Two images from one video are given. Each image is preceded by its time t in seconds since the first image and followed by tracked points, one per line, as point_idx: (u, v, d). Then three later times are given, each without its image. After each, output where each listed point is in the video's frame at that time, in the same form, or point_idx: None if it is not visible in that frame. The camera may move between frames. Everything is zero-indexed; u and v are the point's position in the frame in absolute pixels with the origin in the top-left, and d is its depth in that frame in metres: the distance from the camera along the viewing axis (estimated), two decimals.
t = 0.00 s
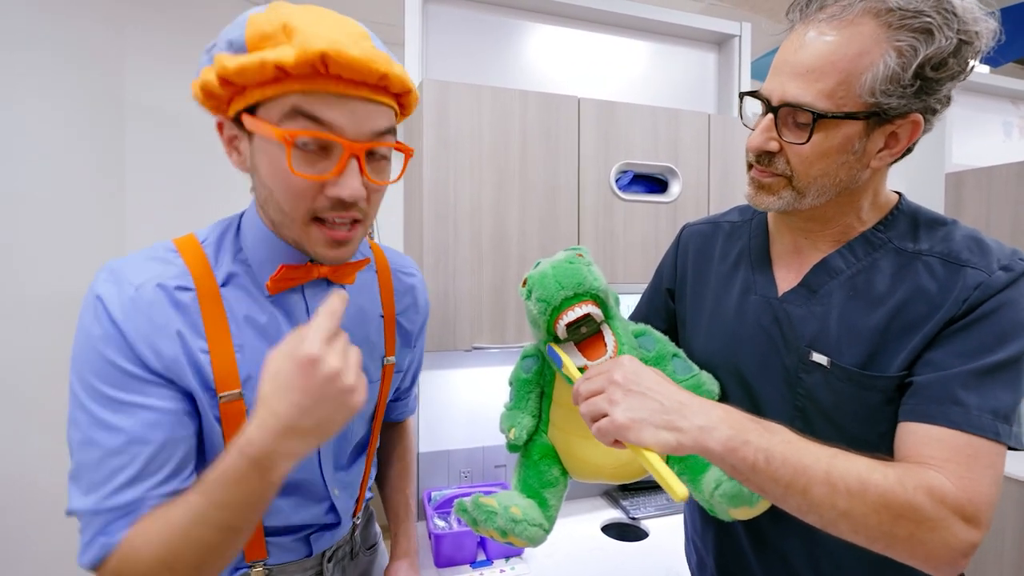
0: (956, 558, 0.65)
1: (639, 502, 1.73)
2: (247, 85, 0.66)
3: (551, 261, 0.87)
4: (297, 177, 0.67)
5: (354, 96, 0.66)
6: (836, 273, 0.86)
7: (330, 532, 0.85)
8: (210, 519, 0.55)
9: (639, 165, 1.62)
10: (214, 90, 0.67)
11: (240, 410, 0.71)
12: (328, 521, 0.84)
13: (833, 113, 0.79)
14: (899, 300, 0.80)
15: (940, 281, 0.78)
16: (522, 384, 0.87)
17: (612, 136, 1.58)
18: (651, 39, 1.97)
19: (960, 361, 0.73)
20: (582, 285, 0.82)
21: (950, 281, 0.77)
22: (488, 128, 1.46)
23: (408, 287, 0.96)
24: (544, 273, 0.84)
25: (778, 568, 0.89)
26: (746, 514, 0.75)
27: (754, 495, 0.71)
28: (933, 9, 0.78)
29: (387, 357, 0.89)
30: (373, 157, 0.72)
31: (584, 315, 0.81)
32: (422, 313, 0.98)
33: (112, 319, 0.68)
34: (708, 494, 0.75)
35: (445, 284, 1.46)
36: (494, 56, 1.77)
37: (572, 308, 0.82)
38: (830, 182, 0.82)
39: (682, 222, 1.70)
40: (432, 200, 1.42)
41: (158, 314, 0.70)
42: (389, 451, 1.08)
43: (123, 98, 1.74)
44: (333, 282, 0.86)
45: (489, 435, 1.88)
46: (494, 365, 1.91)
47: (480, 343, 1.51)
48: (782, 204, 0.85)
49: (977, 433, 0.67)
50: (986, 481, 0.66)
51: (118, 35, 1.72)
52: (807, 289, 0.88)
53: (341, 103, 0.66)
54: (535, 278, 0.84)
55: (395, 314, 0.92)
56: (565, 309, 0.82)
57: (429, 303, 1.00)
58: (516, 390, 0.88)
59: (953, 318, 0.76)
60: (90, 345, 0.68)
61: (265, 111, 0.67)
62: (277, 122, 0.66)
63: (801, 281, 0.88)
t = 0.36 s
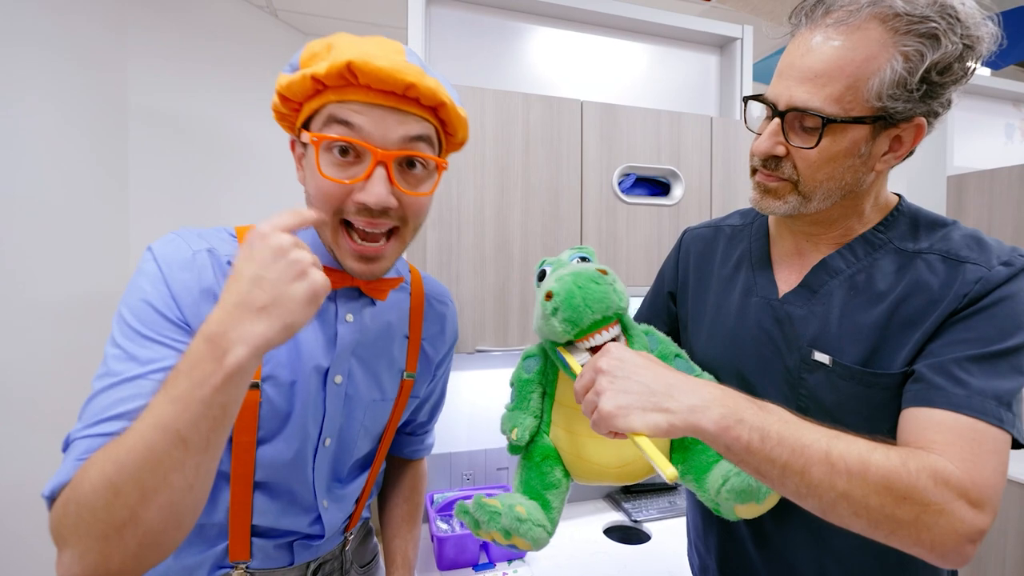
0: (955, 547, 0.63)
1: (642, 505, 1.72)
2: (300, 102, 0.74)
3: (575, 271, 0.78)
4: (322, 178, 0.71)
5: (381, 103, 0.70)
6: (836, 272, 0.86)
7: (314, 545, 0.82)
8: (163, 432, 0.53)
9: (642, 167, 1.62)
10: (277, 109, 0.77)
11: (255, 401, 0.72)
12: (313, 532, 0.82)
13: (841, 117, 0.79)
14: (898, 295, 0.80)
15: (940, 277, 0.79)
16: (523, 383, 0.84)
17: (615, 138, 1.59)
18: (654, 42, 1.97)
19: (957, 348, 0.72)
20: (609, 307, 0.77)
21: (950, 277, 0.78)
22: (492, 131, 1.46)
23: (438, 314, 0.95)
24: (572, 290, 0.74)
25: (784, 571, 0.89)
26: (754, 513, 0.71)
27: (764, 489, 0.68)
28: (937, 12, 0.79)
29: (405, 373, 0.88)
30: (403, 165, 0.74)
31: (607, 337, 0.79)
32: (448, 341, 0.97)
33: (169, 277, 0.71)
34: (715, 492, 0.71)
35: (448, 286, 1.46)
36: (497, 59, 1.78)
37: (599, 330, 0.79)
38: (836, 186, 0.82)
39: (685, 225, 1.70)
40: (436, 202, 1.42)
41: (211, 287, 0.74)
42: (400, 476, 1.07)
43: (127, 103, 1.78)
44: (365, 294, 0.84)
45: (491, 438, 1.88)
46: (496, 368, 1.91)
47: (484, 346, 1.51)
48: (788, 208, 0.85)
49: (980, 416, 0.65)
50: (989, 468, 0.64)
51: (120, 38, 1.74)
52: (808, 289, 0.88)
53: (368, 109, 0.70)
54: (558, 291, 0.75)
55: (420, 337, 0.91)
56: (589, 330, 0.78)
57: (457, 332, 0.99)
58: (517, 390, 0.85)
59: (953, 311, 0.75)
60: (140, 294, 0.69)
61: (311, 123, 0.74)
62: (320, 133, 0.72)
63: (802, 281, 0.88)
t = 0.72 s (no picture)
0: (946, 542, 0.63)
1: (641, 506, 1.73)
2: (310, 102, 0.75)
3: (580, 278, 0.78)
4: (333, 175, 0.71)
5: (391, 104, 0.71)
6: (832, 272, 0.87)
7: (324, 546, 0.83)
8: (183, 458, 0.54)
9: (640, 170, 1.63)
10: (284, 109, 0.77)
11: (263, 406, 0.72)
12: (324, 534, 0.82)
13: (834, 121, 0.80)
14: (891, 295, 0.81)
15: (934, 279, 0.79)
16: (521, 379, 0.84)
17: (613, 141, 1.59)
18: (653, 46, 1.99)
19: (950, 346, 0.73)
20: (611, 319, 0.77)
21: (943, 278, 0.78)
22: (491, 133, 1.47)
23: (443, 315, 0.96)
24: (575, 301, 0.75)
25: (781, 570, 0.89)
26: (740, 515, 0.72)
27: (752, 492, 0.69)
28: (929, 18, 0.80)
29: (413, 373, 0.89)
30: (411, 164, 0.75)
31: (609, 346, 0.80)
32: (453, 340, 0.98)
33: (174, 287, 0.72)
34: (702, 493, 0.72)
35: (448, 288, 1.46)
36: (497, 63, 1.79)
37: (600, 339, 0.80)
38: (830, 189, 0.83)
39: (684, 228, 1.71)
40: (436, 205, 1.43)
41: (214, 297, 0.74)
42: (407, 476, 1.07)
43: (128, 104, 1.80)
44: (371, 298, 0.85)
45: (491, 440, 1.88)
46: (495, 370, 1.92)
47: (483, 348, 1.51)
48: (784, 211, 0.86)
49: (970, 412, 0.66)
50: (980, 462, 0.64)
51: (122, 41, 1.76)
52: (803, 291, 0.88)
53: (378, 109, 0.71)
54: (566, 304, 0.75)
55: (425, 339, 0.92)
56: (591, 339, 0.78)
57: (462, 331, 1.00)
58: (514, 384, 0.85)
59: (946, 311, 0.76)
60: (145, 308, 0.70)
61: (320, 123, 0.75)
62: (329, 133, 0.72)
63: (797, 282, 0.89)
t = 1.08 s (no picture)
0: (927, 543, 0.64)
1: (638, 506, 1.73)
2: (304, 82, 0.76)
3: (575, 276, 0.78)
4: (327, 151, 0.72)
5: (385, 81, 0.72)
6: (822, 273, 0.87)
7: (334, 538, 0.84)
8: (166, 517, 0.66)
9: (637, 171, 1.64)
10: (280, 89, 0.78)
11: (254, 401, 0.73)
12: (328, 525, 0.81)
13: (824, 120, 0.81)
14: (881, 296, 0.81)
15: (923, 280, 0.80)
16: (517, 381, 0.84)
17: (610, 142, 1.60)
18: (649, 47, 1.99)
19: (934, 349, 0.73)
20: (607, 314, 0.77)
21: (931, 279, 0.79)
22: (487, 134, 1.47)
23: (441, 303, 0.97)
24: (571, 297, 0.75)
25: (774, 569, 0.90)
26: (743, 512, 0.72)
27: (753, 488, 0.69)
28: (915, 19, 0.80)
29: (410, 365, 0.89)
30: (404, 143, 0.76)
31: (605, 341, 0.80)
32: (451, 328, 0.98)
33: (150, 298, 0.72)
34: (704, 491, 0.73)
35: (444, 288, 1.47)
36: (493, 64, 1.79)
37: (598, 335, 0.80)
38: (819, 187, 0.84)
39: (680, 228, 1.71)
40: (432, 205, 1.43)
41: (193, 307, 0.72)
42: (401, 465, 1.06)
43: (125, 106, 1.81)
44: (371, 286, 0.85)
45: (488, 440, 1.88)
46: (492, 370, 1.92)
47: (479, 348, 1.52)
48: (774, 210, 0.86)
49: (951, 415, 0.66)
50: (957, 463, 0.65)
51: (120, 43, 1.79)
52: (795, 291, 0.89)
53: (372, 85, 0.72)
54: (563, 300, 0.75)
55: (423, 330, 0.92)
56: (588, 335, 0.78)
57: (460, 318, 1.00)
58: (511, 387, 0.85)
59: (932, 312, 0.77)
60: (120, 315, 0.71)
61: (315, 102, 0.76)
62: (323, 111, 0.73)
63: (789, 283, 0.90)
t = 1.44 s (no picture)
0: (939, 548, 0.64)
1: (637, 506, 1.73)
2: (310, 76, 0.72)
3: (570, 275, 0.78)
4: (335, 159, 0.70)
5: (403, 91, 0.70)
6: (823, 273, 0.87)
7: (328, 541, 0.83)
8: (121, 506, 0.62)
9: (636, 170, 1.63)
10: (282, 76, 0.74)
11: (240, 404, 0.73)
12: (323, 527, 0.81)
13: (825, 115, 0.81)
14: (883, 297, 0.81)
15: (924, 280, 0.79)
16: (515, 380, 0.83)
17: (609, 141, 1.60)
18: (649, 46, 1.99)
19: (940, 354, 0.73)
20: (602, 313, 0.77)
21: (933, 279, 0.79)
22: (486, 134, 1.47)
23: (438, 299, 0.94)
24: (567, 295, 0.75)
25: (773, 567, 0.89)
26: (740, 513, 0.71)
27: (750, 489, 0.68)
28: (917, 16, 0.80)
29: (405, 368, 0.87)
30: (415, 153, 0.74)
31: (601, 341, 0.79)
32: (449, 328, 0.97)
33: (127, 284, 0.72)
34: (701, 491, 0.71)
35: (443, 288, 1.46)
36: (493, 64, 1.79)
37: (594, 334, 0.80)
38: (820, 184, 0.84)
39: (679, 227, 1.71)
40: (431, 204, 1.43)
41: (169, 292, 0.72)
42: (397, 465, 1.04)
43: (124, 107, 1.83)
44: (362, 286, 0.83)
45: (487, 440, 1.88)
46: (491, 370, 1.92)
47: (478, 348, 1.51)
48: (775, 206, 0.86)
49: (961, 420, 0.67)
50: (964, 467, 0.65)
51: (118, 41, 1.79)
52: (796, 289, 0.88)
53: (389, 94, 0.70)
54: (557, 298, 0.75)
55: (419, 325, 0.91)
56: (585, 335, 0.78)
57: (458, 309, 0.98)
58: (510, 386, 0.84)
59: (935, 313, 0.76)
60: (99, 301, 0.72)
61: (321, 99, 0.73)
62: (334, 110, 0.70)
63: (790, 282, 0.89)
